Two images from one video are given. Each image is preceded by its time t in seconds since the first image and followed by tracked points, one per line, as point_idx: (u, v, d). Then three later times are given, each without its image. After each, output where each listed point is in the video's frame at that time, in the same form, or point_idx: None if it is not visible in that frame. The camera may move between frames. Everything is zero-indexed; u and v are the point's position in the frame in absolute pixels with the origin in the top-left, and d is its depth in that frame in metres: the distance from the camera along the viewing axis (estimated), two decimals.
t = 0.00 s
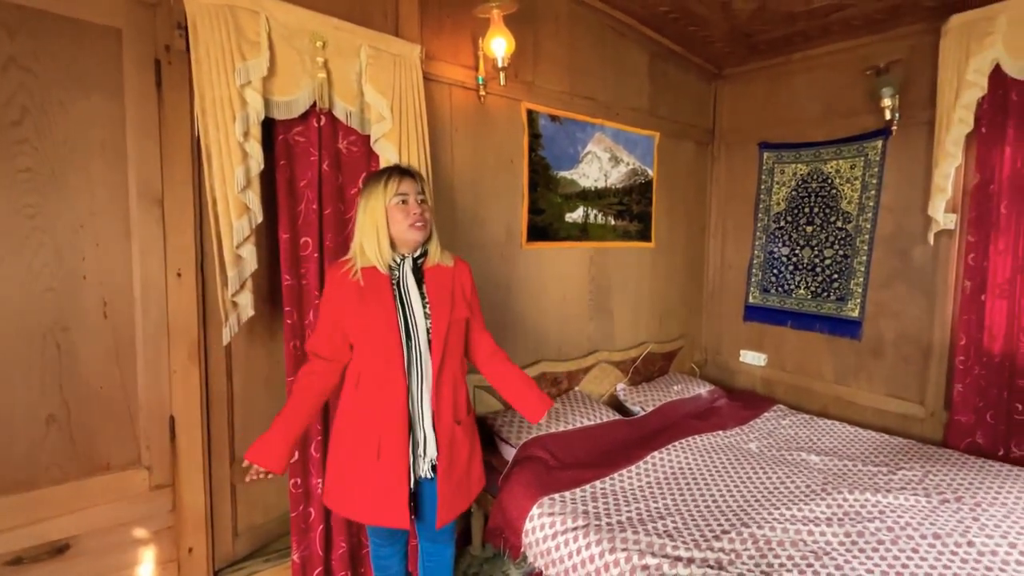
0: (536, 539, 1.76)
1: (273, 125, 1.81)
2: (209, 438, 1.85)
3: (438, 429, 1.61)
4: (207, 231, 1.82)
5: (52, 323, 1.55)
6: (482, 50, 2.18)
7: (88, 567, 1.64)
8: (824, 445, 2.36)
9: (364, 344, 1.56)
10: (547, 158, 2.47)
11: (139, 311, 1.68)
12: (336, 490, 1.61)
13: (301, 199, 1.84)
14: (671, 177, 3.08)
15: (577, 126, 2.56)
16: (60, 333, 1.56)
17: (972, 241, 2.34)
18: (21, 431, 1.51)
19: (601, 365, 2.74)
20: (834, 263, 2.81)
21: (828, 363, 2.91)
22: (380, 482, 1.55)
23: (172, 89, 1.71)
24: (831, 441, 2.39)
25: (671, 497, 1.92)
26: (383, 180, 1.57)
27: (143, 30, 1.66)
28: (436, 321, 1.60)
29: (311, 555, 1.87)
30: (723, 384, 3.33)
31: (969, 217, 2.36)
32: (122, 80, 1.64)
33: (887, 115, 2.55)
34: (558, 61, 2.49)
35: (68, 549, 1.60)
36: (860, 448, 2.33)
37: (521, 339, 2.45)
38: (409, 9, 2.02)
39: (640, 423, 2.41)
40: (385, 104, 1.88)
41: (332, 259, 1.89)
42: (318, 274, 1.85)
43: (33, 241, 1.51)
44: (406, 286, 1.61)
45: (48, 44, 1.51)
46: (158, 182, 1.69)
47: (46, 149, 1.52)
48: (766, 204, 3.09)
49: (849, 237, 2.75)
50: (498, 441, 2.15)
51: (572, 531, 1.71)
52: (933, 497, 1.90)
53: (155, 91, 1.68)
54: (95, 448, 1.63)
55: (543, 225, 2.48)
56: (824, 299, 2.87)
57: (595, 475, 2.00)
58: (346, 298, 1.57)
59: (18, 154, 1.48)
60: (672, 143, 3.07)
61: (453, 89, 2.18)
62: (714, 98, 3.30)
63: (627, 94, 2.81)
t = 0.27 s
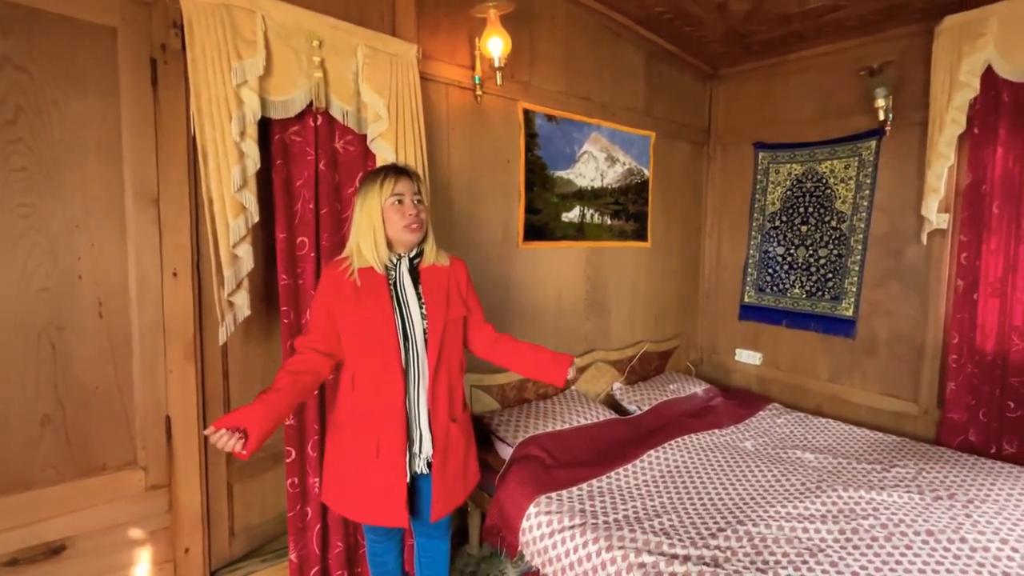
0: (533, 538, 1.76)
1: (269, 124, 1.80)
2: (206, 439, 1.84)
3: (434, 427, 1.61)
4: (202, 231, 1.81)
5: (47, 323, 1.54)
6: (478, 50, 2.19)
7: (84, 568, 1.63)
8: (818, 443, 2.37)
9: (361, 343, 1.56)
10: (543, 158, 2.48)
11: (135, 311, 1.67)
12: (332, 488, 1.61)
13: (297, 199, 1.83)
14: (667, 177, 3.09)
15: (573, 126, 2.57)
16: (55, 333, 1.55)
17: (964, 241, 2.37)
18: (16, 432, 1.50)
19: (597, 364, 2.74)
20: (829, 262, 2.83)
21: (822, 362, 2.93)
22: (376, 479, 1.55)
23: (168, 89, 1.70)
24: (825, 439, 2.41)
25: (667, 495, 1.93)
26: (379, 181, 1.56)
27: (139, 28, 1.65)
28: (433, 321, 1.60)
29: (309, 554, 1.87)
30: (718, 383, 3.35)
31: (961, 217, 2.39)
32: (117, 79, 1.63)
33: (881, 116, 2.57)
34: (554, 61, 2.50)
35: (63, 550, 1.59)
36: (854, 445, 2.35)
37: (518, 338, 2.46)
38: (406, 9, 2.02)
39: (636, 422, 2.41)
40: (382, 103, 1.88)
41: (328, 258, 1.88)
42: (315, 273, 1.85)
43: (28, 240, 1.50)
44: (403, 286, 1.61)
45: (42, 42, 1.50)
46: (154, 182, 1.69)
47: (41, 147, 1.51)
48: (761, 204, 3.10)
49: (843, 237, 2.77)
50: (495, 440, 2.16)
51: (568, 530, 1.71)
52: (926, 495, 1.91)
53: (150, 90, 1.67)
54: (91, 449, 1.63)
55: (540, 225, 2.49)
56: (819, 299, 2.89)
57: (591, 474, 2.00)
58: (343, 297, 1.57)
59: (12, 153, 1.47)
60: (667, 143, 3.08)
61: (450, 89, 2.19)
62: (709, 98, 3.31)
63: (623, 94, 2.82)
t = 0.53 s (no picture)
0: (533, 537, 1.77)
1: (268, 123, 1.80)
2: (205, 439, 1.84)
3: (433, 427, 1.61)
4: (201, 231, 1.81)
5: (46, 323, 1.53)
6: (478, 49, 2.19)
7: (82, 569, 1.62)
8: (817, 442, 2.38)
9: (360, 343, 1.55)
10: (543, 157, 2.48)
11: (133, 311, 1.67)
12: (330, 487, 1.60)
13: (296, 198, 1.83)
14: (666, 177, 3.09)
15: (572, 125, 2.57)
16: (53, 333, 1.55)
17: (963, 241, 2.37)
18: (14, 432, 1.49)
19: (597, 364, 2.75)
20: (827, 262, 2.83)
21: (821, 361, 2.93)
22: (374, 480, 1.55)
23: (166, 88, 1.70)
24: (824, 438, 2.41)
25: (667, 494, 1.93)
26: (368, 182, 1.58)
27: (137, 27, 1.65)
28: (432, 322, 1.60)
29: (307, 554, 1.87)
30: (718, 383, 3.35)
31: (960, 216, 2.39)
32: (116, 78, 1.62)
33: (879, 116, 2.57)
34: (553, 61, 2.50)
35: (62, 550, 1.59)
36: (852, 444, 2.35)
37: (517, 338, 2.46)
38: (405, 8, 2.02)
39: (635, 421, 2.41)
40: (381, 102, 1.88)
41: (328, 258, 1.88)
42: (314, 273, 1.84)
43: (26, 240, 1.49)
44: (402, 287, 1.61)
45: (40, 40, 1.50)
46: (153, 181, 1.68)
47: (40, 146, 1.51)
48: (760, 203, 3.10)
49: (842, 236, 2.77)
50: (495, 440, 2.16)
51: (568, 529, 1.71)
52: (925, 493, 1.92)
53: (148, 89, 1.67)
54: (89, 449, 1.62)
55: (539, 224, 2.49)
56: (818, 298, 2.89)
57: (591, 473, 2.00)
58: (342, 297, 1.57)
59: (10, 152, 1.46)
60: (666, 143, 3.08)
61: (449, 88, 2.18)
62: (708, 98, 3.31)
63: (622, 93, 2.82)
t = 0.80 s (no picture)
0: (538, 537, 1.77)
1: (273, 124, 1.81)
2: (209, 438, 1.84)
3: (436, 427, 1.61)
4: (206, 231, 1.81)
5: (51, 324, 1.54)
6: (481, 49, 2.19)
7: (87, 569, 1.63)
8: (820, 442, 2.38)
9: (363, 342, 1.56)
10: (546, 157, 2.48)
11: (138, 311, 1.67)
12: (333, 486, 1.61)
13: (301, 198, 1.83)
14: (669, 177, 3.10)
15: (575, 125, 2.57)
16: (59, 333, 1.55)
17: (966, 240, 2.37)
18: (20, 432, 1.50)
19: (600, 364, 2.75)
20: (830, 261, 2.83)
21: (824, 361, 2.94)
22: (376, 479, 1.55)
23: (172, 88, 1.70)
24: (827, 438, 2.42)
25: (670, 494, 1.94)
26: (378, 183, 1.59)
27: (142, 27, 1.65)
28: (435, 322, 1.61)
29: (312, 554, 1.87)
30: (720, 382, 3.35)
31: (963, 216, 2.39)
32: (121, 78, 1.63)
33: (882, 115, 2.57)
34: (556, 61, 2.50)
35: (68, 551, 1.59)
36: (855, 444, 2.35)
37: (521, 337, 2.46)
38: (409, 8, 2.02)
39: (638, 421, 2.42)
40: (386, 102, 1.88)
41: (332, 258, 1.88)
42: (319, 273, 1.84)
43: (31, 240, 1.49)
44: (406, 288, 1.61)
45: (45, 41, 1.50)
46: (158, 182, 1.69)
47: (45, 147, 1.51)
48: (762, 203, 3.11)
49: (844, 236, 2.77)
50: (498, 440, 2.16)
51: (573, 529, 1.72)
52: (929, 493, 1.92)
53: (153, 89, 1.67)
54: (95, 449, 1.62)
55: (542, 224, 2.49)
56: (820, 298, 2.89)
57: (595, 473, 2.00)
58: (346, 296, 1.57)
59: (16, 152, 1.46)
60: (669, 143, 3.08)
61: (453, 88, 2.19)
62: (710, 97, 3.32)
63: (625, 93, 2.82)
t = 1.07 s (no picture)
0: (546, 537, 1.78)
1: (282, 125, 1.82)
2: (219, 437, 1.86)
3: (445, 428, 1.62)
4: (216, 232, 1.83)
5: (64, 324, 1.55)
6: (488, 50, 2.20)
7: (99, 568, 1.64)
8: (826, 442, 2.39)
9: (375, 343, 1.57)
10: (552, 158, 2.49)
11: (149, 312, 1.69)
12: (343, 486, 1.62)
13: (310, 199, 1.85)
14: (673, 177, 3.10)
15: (581, 126, 2.58)
16: (71, 334, 1.56)
17: (972, 240, 2.38)
18: (33, 430, 1.51)
19: (605, 364, 2.76)
20: (835, 262, 2.84)
21: (828, 361, 2.94)
22: (385, 479, 1.56)
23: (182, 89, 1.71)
24: (833, 438, 2.42)
25: (678, 494, 1.94)
26: (392, 188, 1.60)
27: (153, 29, 1.66)
28: (445, 325, 1.62)
29: (320, 554, 1.89)
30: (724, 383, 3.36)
31: (968, 217, 2.40)
32: (133, 80, 1.64)
33: (888, 116, 2.58)
34: (562, 61, 2.51)
35: (80, 550, 1.61)
36: (861, 444, 2.36)
37: (527, 337, 2.47)
38: (416, 9, 2.03)
39: (644, 421, 2.43)
40: (394, 103, 1.90)
41: (340, 259, 1.90)
42: (328, 274, 1.86)
43: (44, 242, 1.51)
44: (418, 290, 1.63)
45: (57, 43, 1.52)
46: (169, 184, 1.70)
47: (58, 149, 1.52)
48: (767, 204, 3.11)
49: (850, 236, 2.78)
50: (505, 440, 2.17)
51: (581, 529, 1.73)
52: (936, 493, 1.93)
53: (164, 91, 1.69)
54: (106, 448, 1.64)
55: (548, 224, 2.50)
56: (825, 298, 2.90)
57: (602, 473, 2.02)
58: (359, 297, 1.59)
59: (29, 154, 1.48)
60: (674, 143, 3.09)
61: (460, 89, 2.20)
62: (715, 98, 3.32)
63: (630, 93, 2.83)
